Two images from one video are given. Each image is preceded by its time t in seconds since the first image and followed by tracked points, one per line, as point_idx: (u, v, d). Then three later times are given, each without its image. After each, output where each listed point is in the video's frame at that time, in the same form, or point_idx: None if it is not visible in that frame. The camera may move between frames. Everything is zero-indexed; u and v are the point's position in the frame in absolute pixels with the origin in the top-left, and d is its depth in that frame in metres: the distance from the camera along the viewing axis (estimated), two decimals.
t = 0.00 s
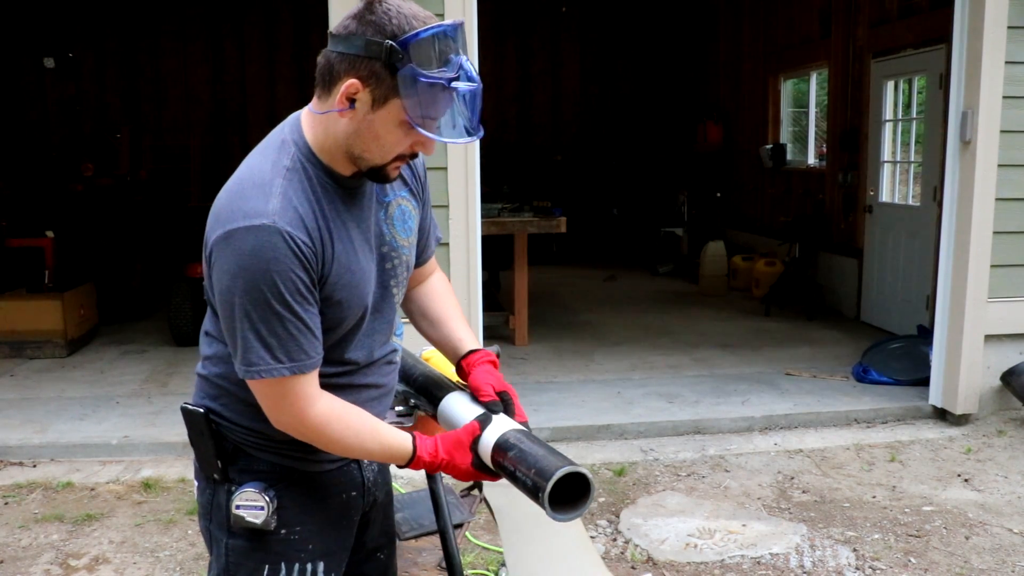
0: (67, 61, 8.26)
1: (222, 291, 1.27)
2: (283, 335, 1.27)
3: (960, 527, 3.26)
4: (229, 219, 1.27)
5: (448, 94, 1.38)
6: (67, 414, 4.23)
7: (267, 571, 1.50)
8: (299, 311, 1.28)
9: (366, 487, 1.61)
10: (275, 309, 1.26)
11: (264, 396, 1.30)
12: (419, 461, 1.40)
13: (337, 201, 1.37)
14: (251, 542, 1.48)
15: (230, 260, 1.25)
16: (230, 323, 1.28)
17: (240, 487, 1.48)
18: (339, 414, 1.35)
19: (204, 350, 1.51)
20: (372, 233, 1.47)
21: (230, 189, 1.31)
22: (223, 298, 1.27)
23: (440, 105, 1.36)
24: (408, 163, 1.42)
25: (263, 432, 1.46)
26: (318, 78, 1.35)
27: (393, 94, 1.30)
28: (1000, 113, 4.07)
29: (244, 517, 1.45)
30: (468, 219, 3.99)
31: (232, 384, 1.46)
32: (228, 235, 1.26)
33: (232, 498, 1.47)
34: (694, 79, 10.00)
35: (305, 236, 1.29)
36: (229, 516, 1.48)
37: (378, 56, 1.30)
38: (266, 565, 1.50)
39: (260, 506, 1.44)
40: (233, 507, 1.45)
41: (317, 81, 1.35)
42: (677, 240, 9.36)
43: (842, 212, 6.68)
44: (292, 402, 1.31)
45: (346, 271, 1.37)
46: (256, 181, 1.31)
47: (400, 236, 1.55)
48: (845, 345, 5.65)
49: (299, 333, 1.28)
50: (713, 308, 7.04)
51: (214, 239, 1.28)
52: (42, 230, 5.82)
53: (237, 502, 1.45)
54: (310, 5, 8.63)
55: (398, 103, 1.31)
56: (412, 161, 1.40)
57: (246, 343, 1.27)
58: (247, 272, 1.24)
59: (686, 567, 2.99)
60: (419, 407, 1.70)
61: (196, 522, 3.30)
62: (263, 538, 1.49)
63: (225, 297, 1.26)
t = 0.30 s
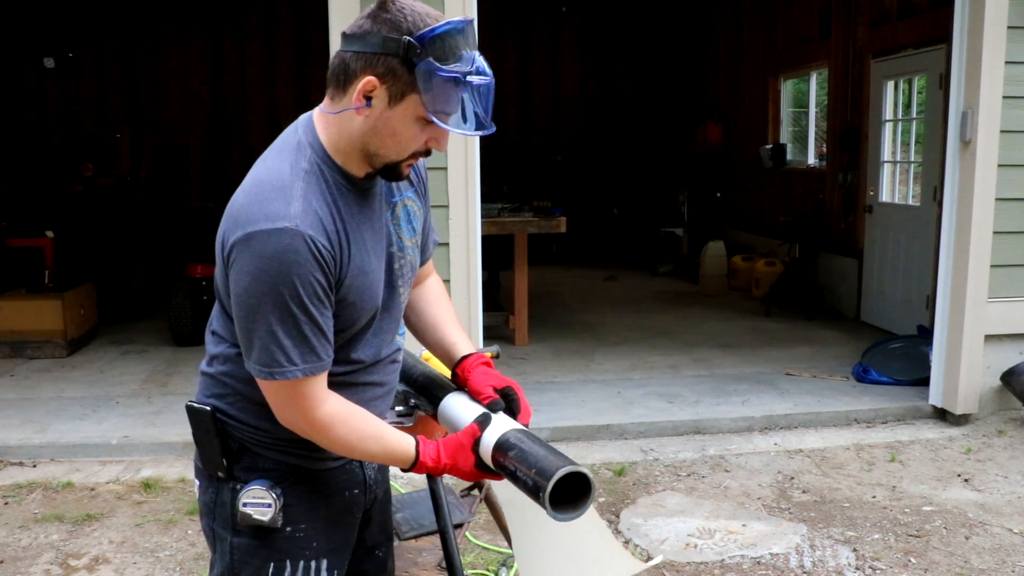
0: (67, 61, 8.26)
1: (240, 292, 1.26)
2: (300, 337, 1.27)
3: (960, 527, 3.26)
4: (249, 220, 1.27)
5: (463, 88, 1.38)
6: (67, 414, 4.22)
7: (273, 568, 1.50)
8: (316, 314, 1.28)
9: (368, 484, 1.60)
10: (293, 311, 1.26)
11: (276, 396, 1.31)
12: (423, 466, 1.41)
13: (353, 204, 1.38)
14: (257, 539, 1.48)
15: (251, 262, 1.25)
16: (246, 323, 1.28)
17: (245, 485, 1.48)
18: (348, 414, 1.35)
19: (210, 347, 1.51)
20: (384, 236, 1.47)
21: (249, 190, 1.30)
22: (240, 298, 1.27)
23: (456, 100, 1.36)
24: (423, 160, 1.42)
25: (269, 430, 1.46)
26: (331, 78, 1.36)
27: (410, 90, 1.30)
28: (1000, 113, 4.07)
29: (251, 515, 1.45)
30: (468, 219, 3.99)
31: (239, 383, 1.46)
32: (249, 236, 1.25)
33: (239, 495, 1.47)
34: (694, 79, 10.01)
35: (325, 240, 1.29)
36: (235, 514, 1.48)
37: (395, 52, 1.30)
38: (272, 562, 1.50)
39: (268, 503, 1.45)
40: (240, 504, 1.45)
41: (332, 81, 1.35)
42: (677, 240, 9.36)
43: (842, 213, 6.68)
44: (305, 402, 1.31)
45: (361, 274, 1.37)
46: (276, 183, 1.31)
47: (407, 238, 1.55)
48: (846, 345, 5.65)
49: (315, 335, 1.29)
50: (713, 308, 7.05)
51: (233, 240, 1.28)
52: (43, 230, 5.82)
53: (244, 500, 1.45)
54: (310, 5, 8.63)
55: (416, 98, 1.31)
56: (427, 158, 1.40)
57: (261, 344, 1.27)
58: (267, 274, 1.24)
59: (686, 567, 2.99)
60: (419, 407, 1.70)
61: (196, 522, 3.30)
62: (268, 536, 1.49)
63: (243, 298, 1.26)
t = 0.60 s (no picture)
0: (67, 61, 8.26)
1: (237, 293, 1.26)
2: (297, 337, 1.27)
3: (960, 527, 3.26)
4: (245, 222, 1.27)
5: (457, 89, 1.38)
6: (67, 414, 4.22)
7: (269, 567, 1.50)
8: (313, 315, 1.28)
9: (366, 484, 1.60)
10: (290, 313, 1.26)
11: (275, 398, 1.31)
12: (423, 464, 1.41)
13: (349, 204, 1.38)
14: (253, 538, 1.49)
15: (247, 263, 1.25)
16: (244, 325, 1.28)
17: (242, 483, 1.48)
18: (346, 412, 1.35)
19: (208, 348, 1.51)
20: (380, 236, 1.47)
21: (246, 192, 1.30)
22: (238, 300, 1.27)
23: (451, 101, 1.36)
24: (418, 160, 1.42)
25: (266, 429, 1.46)
26: (326, 81, 1.36)
27: (404, 91, 1.30)
28: (1000, 114, 4.07)
29: (247, 513, 1.45)
30: (468, 219, 3.99)
31: (237, 383, 1.46)
32: (245, 238, 1.25)
33: (235, 494, 1.47)
34: (694, 79, 10.01)
35: (321, 241, 1.29)
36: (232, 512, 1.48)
37: (389, 55, 1.30)
38: (268, 561, 1.50)
39: (264, 502, 1.45)
40: (236, 503, 1.45)
41: (326, 84, 1.35)
42: (677, 240, 9.36)
43: (842, 213, 6.69)
44: (302, 402, 1.31)
45: (358, 274, 1.37)
46: (272, 186, 1.31)
47: (403, 237, 1.56)
48: (846, 345, 5.65)
49: (312, 336, 1.29)
50: (713, 308, 7.04)
51: (230, 243, 1.28)
52: (42, 230, 5.82)
53: (240, 499, 1.45)
54: (310, 5, 8.63)
55: (410, 100, 1.31)
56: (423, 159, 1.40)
57: (259, 345, 1.27)
58: (264, 276, 1.24)
59: (686, 567, 2.99)
60: (419, 408, 1.70)
61: (196, 522, 3.30)
62: (265, 535, 1.49)
63: (240, 300, 1.26)
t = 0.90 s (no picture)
0: (67, 61, 8.26)
1: (239, 293, 1.26)
2: (299, 336, 1.27)
3: (959, 527, 3.26)
4: (246, 221, 1.27)
5: (455, 86, 1.38)
6: (67, 414, 4.23)
7: (271, 566, 1.50)
8: (315, 314, 1.28)
9: (367, 483, 1.60)
10: (292, 312, 1.26)
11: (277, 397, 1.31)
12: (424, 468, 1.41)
13: (349, 203, 1.38)
14: (255, 538, 1.49)
15: (248, 262, 1.25)
16: (246, 325, 1.28)
17: (243, 483, 1.48)
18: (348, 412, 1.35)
19: (209, 347, 1.51)
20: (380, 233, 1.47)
21: (246, 191, 1.30)
22: (239, 300, 1.27)
23: (448, 98, 1.36)
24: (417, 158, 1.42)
25: (267, 429, 1.46)
26: (323, 78, 1.36)
27: (401, 89, 1.30)
28: (1000, 113, 4.08)
29: (249, 513, 1.45)
30: (468, 219, 3.99)
31: (238, 382, 1.46)
32: (246, 238, 1.25)
33: (237, 493, 1.47)
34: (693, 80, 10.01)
35: (321, 239, 1.29)
36: (234, 512, 1.49)
37: (387, 52, 1.30)
38: (270, 561, 1.50)
39: (265, 501, 1.45)
40: (238, 502, 1.46)
41: (324, 80, 1.35)
42: (677, 240, 9.36)
43: (842, 213, 6.68)
44: (303, 401, 1.31)
45: (359, 272, 1.37)
46: (272, 184, 1.30)
47: (403, 234, 1.55)
48: (846, 345, 5.65)
49: (314, 334, 1.29)
50: (713, 308, 7.04)
51: (230, 242, 1.28)
52: (42, 230, 5.82)
53: (242, 498, 1.45)
54: (310, 6, 8.62)
55: (408, 98, 1.31)
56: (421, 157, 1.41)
57: (261, 343, 1.27)
58: (265, 275, 1.24)
59: (686, 567, 2.99)
60: (419, 407, 1.69)
61: (195, 522, 3.30)
62: (266, 534, 1.49)
63: (241, 299, 1.26)
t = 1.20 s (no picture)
0: (67, 61, 8.26)
1: (252, 315, 1.27)
2: (312, 355, 1.29)
3: (960, 527, 3.26)
4: (259, 244, 1.26)
5: (460, 94, 1.38)
6: (67, 414, 4.23)
7: (277, 563, 1.50)
8: (328, 334, 1.29)
9: (368, 480, 1.61)
10: (306, 333, 1.27)
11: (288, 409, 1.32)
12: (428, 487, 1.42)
13: (356, 220, 1.39)
14: (261, 534, 1.49)
15: (262, 286, 1.25)
16: (259, 344, 1.28)
17: (248, 480, 1.48)
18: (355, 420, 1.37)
19: (213, 347, 1.51)
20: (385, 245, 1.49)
21: (258, 211, 1.30)
22: (252, 321, 1.27)
23: (453, 105, 1.36)
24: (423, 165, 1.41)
25: (271, 426, 1.46)
26: (328, 90, 1.36)
27: (408, 99, 1.30)
28: (1000, 114, 4.07)
29: (255, 510, 1.45)
30: (468, 220, 3.99)
31: (241, 383, 1.46)
32: (259, 260, 1.25)
33: (242, 491, 1.47)
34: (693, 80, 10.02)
35: (333, 261, 1.30)
36: (239, 510, 1.48)
37: (393, 62, 1.30)
38: (276, 557, 1.50)
39: (271, 498, 1.45)
40: (244, 500, 1.46)
41: (329, 92, 1.35)
42: (677, 240, 9.36)
43: (842, 212, 6.69)
44: (313, 413, 1.32)
45: (366, 288, 1.39)
46: (283, 205, 1.30)
47: (406, 238, 1.55)
48: (846, 345, 5.65)
49: (327, 352, 1.30)
50: (713, 308, 7.04)
51: (242, 263, 1.27)
52: (43, 230, 5.82)
53: (248, 495, 1.45)
54: (310, 6, 8.63)
55: (414, 107, 1.31)
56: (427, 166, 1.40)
57: (275, 363, 1.28)
58: (279, 298, 1.25)
59: (686, 567, 2.99)
60: (420, 407, 1.69)
61: (196, 522, 3.30)
62: (271, 530, 1.49)
63: (255, 321, 1.27)
